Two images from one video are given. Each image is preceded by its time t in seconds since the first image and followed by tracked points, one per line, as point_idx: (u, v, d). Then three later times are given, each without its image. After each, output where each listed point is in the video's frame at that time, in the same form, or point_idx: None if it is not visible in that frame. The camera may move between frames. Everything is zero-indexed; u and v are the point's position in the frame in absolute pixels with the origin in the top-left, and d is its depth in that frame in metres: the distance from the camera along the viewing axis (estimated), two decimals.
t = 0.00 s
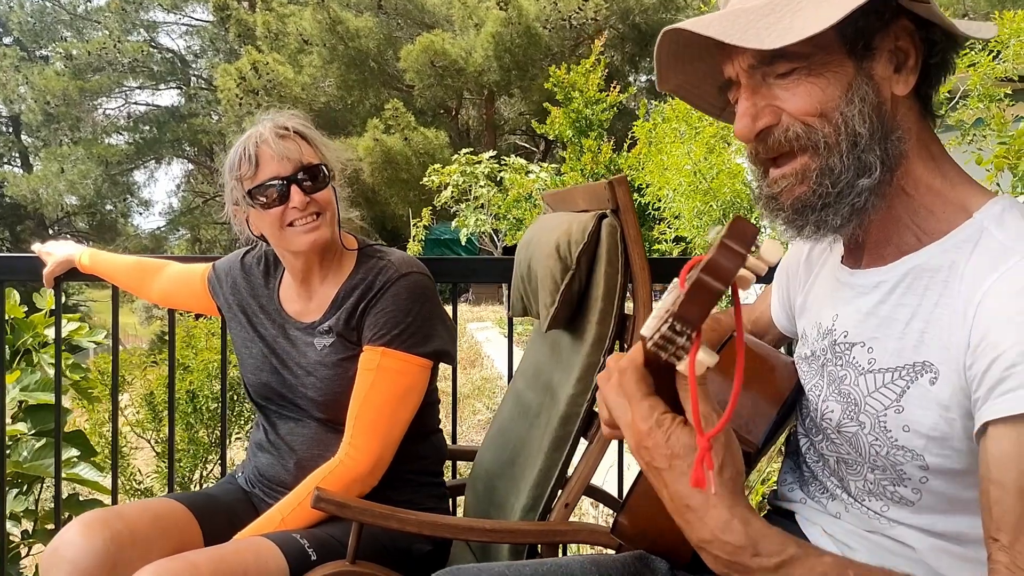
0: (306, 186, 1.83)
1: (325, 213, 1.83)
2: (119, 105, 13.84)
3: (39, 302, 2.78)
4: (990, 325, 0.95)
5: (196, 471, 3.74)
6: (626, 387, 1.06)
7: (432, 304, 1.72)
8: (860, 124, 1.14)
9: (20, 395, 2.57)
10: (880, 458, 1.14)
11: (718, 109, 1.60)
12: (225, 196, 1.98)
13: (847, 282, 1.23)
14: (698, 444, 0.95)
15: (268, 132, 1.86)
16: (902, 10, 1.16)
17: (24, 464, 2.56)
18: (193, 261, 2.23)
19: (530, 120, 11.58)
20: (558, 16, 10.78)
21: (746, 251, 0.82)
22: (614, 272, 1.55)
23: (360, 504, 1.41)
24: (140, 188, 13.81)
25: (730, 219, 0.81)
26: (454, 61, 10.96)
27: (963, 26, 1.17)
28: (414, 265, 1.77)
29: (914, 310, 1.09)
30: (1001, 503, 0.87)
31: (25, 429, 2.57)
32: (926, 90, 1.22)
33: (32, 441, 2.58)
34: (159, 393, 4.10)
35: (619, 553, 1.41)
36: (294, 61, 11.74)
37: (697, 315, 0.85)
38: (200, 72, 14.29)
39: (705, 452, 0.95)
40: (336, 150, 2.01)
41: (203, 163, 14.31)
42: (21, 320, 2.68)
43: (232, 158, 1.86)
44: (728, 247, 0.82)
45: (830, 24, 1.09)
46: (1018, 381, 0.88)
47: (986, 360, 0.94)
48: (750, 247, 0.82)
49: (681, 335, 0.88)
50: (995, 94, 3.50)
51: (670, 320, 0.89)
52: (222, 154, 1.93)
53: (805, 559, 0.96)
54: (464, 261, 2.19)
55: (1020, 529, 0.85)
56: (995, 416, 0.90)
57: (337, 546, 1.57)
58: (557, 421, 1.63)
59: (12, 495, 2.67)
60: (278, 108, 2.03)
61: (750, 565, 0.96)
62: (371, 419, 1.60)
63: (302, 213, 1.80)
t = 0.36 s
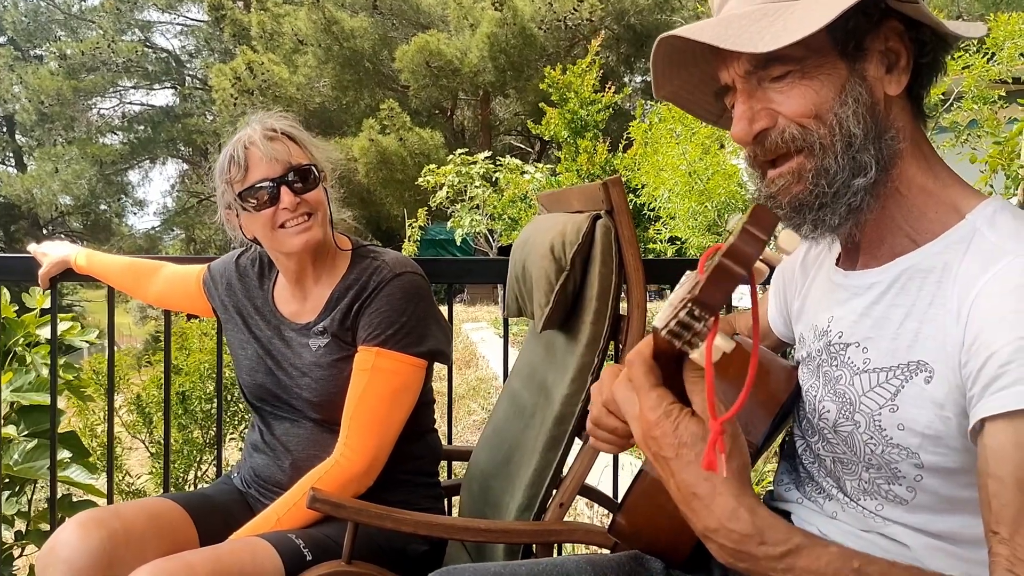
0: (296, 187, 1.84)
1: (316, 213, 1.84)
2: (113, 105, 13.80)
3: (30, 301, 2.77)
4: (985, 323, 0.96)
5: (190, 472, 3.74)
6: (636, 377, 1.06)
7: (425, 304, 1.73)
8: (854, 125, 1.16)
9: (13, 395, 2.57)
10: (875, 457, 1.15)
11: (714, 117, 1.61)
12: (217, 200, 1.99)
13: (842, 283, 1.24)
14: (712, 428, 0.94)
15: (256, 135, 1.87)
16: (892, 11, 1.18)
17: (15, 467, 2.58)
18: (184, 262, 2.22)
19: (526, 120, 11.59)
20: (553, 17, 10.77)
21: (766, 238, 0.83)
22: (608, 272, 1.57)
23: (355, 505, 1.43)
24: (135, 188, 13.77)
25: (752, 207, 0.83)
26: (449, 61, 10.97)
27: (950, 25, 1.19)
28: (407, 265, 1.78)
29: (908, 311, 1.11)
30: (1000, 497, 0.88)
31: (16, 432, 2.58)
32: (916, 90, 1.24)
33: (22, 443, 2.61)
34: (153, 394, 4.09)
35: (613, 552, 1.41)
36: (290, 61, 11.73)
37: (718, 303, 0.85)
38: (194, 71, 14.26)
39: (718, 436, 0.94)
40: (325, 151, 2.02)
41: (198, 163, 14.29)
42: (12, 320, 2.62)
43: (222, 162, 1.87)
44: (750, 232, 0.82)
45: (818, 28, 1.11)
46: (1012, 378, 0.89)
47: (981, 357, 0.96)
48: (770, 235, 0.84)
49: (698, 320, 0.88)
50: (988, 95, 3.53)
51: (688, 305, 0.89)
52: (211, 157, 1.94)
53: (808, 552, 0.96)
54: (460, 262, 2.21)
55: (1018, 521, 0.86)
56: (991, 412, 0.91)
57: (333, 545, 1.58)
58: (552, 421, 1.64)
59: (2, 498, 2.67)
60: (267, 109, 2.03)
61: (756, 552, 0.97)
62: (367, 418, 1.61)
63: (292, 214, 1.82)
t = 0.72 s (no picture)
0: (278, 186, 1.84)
1: (299, 212, 1.84)
2: (107, 104, 13.78)
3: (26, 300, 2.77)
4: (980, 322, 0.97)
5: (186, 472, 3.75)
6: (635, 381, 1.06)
7: (414, 301, 1.74)
8: (853, 124, 1.17)
9: (6, 395, 2.54)
10: (870, 454, 1.14)
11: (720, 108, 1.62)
12: (203, 202, 2.01)
13: (836, 281, 1.25)
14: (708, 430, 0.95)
15: (239, 135, 1.88)
16: (897, 13, 1.19)
17: (8, 467, 2.54)
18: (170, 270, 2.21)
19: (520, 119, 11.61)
20: (548, 16, 10.85)
21: (763, 242, 0.85)
22: (598, 267, 1.59)
23: (349, 502, 1.43)
24: (129, 188, 13.74)
25: (748, 210, 0.86)
26: (444, 60, 10.99)
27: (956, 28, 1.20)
28: (394, 263, 1.79)
29: (902, 308, 1.11)
30: (996, 496, 0.89)
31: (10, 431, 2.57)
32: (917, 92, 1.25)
33: (16, 442, 2.58)
34: (147, 393, 4.10)
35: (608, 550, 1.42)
36: (284, 60, 11.74)
37: (714, 305, 0.87)
38: (188, 71, 14.24)
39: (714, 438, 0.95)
40: (311, 149, 2.02)
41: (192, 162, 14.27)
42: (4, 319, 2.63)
43: (207, 163, 1.89)
44: (746, 236, 0.85)
45: (820, 28, 1.12)
46: (1005, 377, 0.91)
47: (976, 356, 0.97)
48: (767, 239, 0.86)
49: (696, 324, 0.90)
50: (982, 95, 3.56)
51: (685, 309, 0.90)
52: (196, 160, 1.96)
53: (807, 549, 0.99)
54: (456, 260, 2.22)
55: (1015, 520, 0.87)
56: (984, 411, 0.92)
57: (327, 543, 1.59)
58: (543, 417, 1.66)
59: None
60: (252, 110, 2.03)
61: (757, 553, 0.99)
62: (357, 415, 1.62)
63: (275, 213, 1.82)
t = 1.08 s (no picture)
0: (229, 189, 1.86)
1: (254, 211, 1.84)
2: (101, 104, 13.74)
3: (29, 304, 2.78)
4: (962, 311, 1.00)
5: (181, 471, 3.76)
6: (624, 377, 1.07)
7: (385, 293, 1.75)
8: (853, 121, 1.17)
9: (8, 396, 2.53)
10: (854, 442, 1.16)
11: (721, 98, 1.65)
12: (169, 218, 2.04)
13: (824, 272, 1.26)
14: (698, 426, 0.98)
15: (184, 145, 1.90)
16: (903, 11, 1.19)
17: (11, 468, 2.53)
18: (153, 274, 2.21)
19: (515, 118, 11.61)
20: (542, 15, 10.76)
21: (744, 241, 0.86)
22: (579, 259, 1.63)
23: (336, 499, 1.45)
24: (123, 188, 13.72)
25: (728, 210, 0.86)
26: (438, 59, 11.00)
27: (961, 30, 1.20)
28: (365, 256, 1.81)
29: (886, 298, 1.13)
30: (982, 485, 0.91)
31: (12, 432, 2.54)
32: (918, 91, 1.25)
33: (17, 443, 2.57)
34: (143, 393, 4.10)
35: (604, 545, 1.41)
36: (279, 60, 11.73)
37: (699, 304, 0.88)
38: (182, 70, 14.20)
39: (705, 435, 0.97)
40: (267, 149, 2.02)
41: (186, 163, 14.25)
42: (11, 322, 2.65)
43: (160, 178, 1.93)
44: (727, 235, 0.86)
45: (830, 22, 1.12)
46: (987, 366, 0.93)
47: (960, 347, 0.99)
48: (748, 237, 0.86)
49: (682, 323, 0.91)
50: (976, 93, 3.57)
51: (671, 309, 0.91)
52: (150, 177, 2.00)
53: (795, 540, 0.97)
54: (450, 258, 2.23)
55: (1000, 509, 0.89)
56: (967, 401, 0.94)
57: (315, 541, 1.60)
58: (528, 409, 1.68)
59: None
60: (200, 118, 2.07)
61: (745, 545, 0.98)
62: (334, 405, 1.64)
63: (229, 216, 1.84)
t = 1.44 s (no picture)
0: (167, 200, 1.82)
1: (195, 221, 1.81)
2: (96, 104, 13.73)
3: (26, 304, 2.79)
4: (968, 309, 1.00)
5: (178, 470, 3.77)
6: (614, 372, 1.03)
7: (354, 286, 1.73)
8: (851, 113, 1.18)
9: (7, 395, 2.54)
10: (857, 437, 1.16)
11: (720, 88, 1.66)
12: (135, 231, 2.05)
13: (826, 268, 1.26)
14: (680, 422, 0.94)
15: (124, 160, 1.88)
16: (903, 5, 1.20)
17: (12, 466, 2.54)
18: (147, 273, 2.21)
19: (511, 116, 11.62)
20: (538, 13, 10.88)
21: (723, 239, 0.86)
22: (565, 248, 1.65)
23: (327, 492, 1.46)
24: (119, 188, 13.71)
25: (707, 209, 0.87)
26: (434, 58, 11.02)
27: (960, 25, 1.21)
28: (334, 250, 1.78)
29: (889, 294, 1.13)
30: (983, 482, 0.93)
31: (12, 431, 2.55)
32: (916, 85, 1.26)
33: (17, 442, 2.57)
34: (140, 392, 4.11)
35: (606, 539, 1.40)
36: (275, 59, 11.74)
37: (678, 301, 0.88)
38: (178, 70, 14.19)
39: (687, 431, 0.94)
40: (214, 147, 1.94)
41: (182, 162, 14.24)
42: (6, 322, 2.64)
43: (116, 194, 1.95)
44: (706, 235, 0.86)
45: (829, 12, 1.13)
46: (995, 365, 0.93)
47: (964, 345, 0.99)
48: (727, 236, 0.87)
49: (662, 321, 0.92)
50: (971, 89, 3.59)
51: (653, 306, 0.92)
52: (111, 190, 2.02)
53: (806, 530, 0.99)
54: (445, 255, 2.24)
55: (1000, 505, 0.91)
56: (971, 399, 0.95)
57: (308, 536, 1.61)
58: (517, 398, 1.70)
59: None
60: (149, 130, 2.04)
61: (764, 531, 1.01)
62: (325, 398, 1.64)
63: (171, 230, 1.82)
